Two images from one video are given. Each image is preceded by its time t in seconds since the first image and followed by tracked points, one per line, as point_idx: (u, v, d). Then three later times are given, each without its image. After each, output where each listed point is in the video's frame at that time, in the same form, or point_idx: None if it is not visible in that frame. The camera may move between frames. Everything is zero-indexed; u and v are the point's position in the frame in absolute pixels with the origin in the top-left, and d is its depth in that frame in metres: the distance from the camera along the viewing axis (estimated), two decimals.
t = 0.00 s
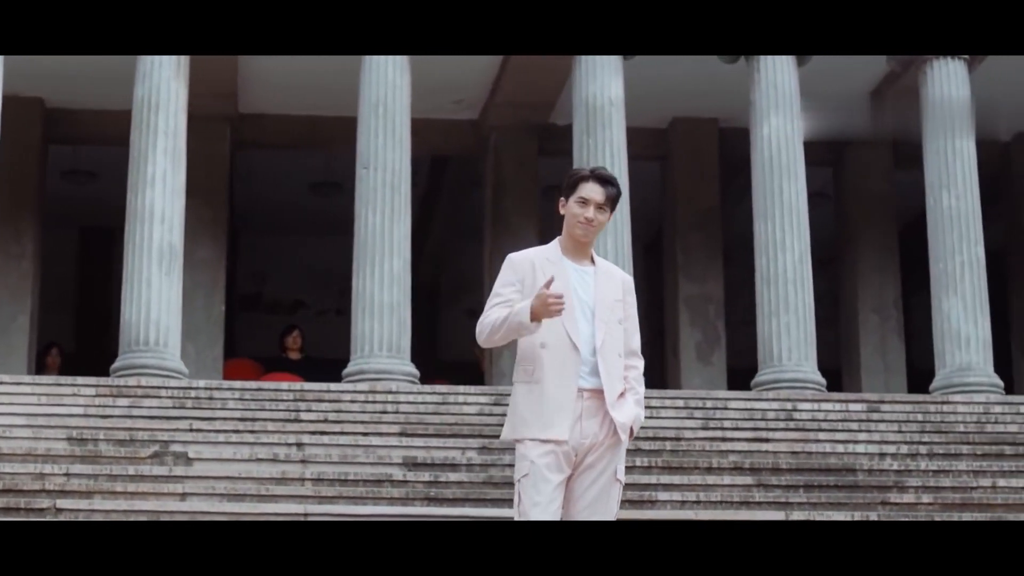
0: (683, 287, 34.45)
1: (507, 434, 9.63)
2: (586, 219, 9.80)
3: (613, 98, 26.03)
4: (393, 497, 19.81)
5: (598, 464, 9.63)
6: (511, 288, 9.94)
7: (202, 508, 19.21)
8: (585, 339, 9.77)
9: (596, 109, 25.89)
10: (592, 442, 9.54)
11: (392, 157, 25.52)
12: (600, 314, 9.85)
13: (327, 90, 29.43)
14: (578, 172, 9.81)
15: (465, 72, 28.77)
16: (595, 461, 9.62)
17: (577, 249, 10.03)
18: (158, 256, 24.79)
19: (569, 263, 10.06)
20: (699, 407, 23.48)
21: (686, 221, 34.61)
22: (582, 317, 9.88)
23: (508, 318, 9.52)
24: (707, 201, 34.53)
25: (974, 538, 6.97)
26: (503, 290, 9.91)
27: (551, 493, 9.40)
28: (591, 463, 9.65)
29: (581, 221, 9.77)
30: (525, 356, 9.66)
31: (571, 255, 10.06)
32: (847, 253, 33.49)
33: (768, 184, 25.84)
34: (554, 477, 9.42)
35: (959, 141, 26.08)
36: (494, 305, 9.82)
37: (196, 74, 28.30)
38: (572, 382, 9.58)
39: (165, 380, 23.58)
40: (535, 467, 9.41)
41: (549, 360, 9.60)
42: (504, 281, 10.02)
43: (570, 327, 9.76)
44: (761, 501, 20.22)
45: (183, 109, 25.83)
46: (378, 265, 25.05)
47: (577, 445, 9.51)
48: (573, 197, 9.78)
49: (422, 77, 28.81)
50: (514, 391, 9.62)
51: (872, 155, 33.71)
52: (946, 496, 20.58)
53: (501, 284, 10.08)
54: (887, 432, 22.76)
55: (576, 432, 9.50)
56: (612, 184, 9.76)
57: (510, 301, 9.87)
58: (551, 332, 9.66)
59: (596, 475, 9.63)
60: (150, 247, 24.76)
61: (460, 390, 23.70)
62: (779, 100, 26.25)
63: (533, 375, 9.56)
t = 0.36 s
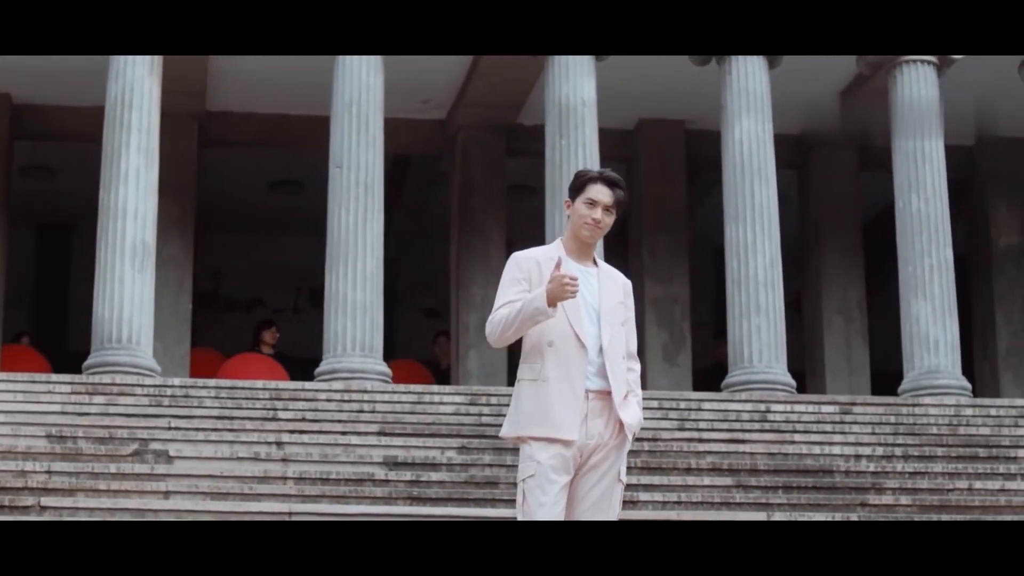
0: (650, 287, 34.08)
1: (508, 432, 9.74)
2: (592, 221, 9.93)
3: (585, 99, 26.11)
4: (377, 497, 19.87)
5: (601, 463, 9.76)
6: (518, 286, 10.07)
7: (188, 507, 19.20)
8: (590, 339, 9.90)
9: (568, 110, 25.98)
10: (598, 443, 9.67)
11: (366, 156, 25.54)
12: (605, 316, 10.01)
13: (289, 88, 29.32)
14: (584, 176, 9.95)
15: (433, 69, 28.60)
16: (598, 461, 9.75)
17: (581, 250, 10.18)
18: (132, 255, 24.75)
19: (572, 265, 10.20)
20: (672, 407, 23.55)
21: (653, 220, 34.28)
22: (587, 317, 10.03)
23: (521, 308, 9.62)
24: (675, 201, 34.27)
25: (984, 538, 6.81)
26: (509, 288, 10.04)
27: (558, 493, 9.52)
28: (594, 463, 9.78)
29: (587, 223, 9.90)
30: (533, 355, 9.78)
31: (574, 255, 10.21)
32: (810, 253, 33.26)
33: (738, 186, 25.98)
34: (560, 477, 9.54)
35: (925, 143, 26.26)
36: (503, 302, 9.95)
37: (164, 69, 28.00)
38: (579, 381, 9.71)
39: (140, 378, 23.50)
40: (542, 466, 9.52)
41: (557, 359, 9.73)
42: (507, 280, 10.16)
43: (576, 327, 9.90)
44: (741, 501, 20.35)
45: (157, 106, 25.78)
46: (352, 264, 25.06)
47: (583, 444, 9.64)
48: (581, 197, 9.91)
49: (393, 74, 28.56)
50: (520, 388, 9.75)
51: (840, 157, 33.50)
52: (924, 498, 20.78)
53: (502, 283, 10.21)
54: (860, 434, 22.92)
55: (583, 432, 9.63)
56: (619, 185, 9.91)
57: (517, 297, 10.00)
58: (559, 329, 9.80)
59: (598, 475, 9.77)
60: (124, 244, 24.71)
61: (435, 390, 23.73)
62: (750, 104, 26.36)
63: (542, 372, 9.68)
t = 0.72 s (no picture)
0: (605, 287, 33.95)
1: (510, 431, 11.25)
2: (590, 219, 11.50)
3: (553, 99, 26.19)
4: (355, 494, 19.93)
5: (597, 457, 11.23)
6: (518, 288, 11.64)
7: (167, 504, 19.18)
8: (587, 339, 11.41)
9: (536, 109, 26.06)
10: (592, 438, 11.16)
11: (334, 153, 25.55)
12: (599, 315, 11.52)
13: (254, 85, 29.35)
14: (580, 177, 11.52)
15: (399, 66, 28.59)
16: (594, 454, 11.22)
17: (578, 251, 11.74)
18: (100, 250, 24.66)
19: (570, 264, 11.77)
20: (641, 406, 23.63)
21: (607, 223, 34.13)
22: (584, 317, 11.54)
23: (518, 318, 11.14)
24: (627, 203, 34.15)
25: (979, 538, 7.90)
26: (507, 291, 11.61)
27: (553, 486, 11.01)
28: (592, 457, 11.23)
29: (585, 222, 11.49)
30: (531, 355, 11.34)
31: (571, 254, 11.78)
32: (769, 251, 33.49)
33: (704, 187, 26.09)
34: (556, 471, 11.03)
35: (890, 143, 26.40)
36: (500, 305, 11.52)
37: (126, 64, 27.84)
38: (574, 381, 11.21)
39: (110, 374, 23.40)
40: (537, 463, 11.02)
41: (552, 361, 11.27)
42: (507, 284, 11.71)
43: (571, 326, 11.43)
44: (716, 501, 20.50)
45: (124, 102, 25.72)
46: (321, 261, 25.05)
47: (578, 441, 11.12)
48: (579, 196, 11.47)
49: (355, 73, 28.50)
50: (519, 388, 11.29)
51: (801, 160, 33.55)
52: (896, 498, 20.97)
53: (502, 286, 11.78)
54: (829, 434, 23.08)
55: (578, 429, 11.11)
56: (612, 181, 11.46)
57: (514, 301, 11.56)
58: (554, 331, 11.34)
59: (597, 467, 11.23)
60: (92, 239, 24.63)
61: (405, 387, 23.76)
62: (717, 105, 26.42)
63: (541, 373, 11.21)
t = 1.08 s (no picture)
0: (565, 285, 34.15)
1: (509, 432, 10.53)
2: (590, 212, 10.84)
3: (523, 98, 26.27)
4: (335, 491, 19.96)
5: (598, 459, 10.54)
6: (518, 291, 10.94)
7: (150, 500, 19.16)
8: (589, 338, 10.71)
9: (507, 107, 26.14)
10: (593, 439, 10.47)
11: (305, 150, 25.55)
12: (600, 312, 10.81)
13: (221, 80, 29.39)
14: (574, 175, 10.93)
15: (366, 65, 28.69)
16: (596, 455, 10.54)
17: (578, 248, 11.04)
18: (71, 245, 24.59)
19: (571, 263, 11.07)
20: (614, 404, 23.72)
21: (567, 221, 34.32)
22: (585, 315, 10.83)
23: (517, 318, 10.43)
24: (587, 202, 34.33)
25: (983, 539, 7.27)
26: (509, 295, 10.91)
27: (554, 489, 10.32)
28: (593, 458, 10.55)
29: (585, 215, 10.82)
30: (530, 355, 10.61)
31: (571, 253, 11.08)
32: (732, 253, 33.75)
33: (673, 186, 26.21)
34: (557, 474, 10.34)
35: (857, 145, 26.59)
36: (502, 309, 10.81)
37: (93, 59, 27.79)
38: (575, 379, 10.52)
39: (82, 368, 23.36)
40: (538, 465, 10.32)
41: (553, 359, 10.56)
42: (506, 285, 11.00)
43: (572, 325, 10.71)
44: (693, 500, 20.59)
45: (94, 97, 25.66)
46: (291, 258, 25.05)
47: (579, 441, 10.43)
48: (576, 192, 10.84)
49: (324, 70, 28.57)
50: (518, 388, 10.57)
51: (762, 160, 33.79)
52: (871, 497, 21.11)
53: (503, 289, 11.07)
54: (801, 434, 23.23)
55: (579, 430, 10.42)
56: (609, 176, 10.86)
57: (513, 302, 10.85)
58: (554, 330, 10.61)
59: (596, 468, 10.55)
60: (63, 234, 24.57)
61: (377, 384, 23.78)
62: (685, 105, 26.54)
63: (541, 372, 10.51)
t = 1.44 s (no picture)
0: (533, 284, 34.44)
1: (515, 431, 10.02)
2: (597, 217, 10.26)
3: (501, 98, 26.38)
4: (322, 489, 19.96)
5: (608, 458, 10.05)
6: (526, 291, 10.38)
7: (139, 497, 19.13)
8: (597, 338, 10.19)
9: (485, 106, 26.24)
10: (603, 439, 9.98)
11: (284, 148, 25.59)
12: (608, 312, 10.29)
13: (197, 75, 29.44)
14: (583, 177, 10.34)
15: (342, 65, 28.84)
16: (606, 455, 10.05)
17: (585, 250, 10.50)
18: (49, 240, 24.55)
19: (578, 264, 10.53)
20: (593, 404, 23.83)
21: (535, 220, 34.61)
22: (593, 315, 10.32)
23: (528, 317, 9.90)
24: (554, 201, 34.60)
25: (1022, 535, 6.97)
26: (516, 295, 10.35)
27: (562, 490, 9.82)
28: (601, 459, 10.06)
29: (591, 221, 10.24)
30: (539, 354, 10.08)
31: (578, 254, 10.53)
32: (702, 253, 34.10)
33: (649, 187, 26.31)
34: (565, 474, 9.84)
35: (832, 148, 26.78)
36: (509, 308, 10.25)
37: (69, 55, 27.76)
38: (584, 377, 10.00)
39: (62, 364, 23.33)
40: (548, 466, 9.82)
41: (564, 358, 10.04)
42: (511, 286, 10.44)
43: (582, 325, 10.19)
44: (677, 499, 20.68)
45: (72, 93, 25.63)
46: (270, 255, 25.05)
47: (589, 441, 9.93)
48: (582, 196, 10.26)
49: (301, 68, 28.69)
50: (526, 388, 10.04)
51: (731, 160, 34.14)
52: (852, 498, 21.25)
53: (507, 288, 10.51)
54: (779, 434, 23.39)
55: (590, 429, 9.93)
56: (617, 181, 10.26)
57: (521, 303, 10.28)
58: (563, 328, 10.08)
59: (606, 468, 10.05)
60: (41, 229, 24.53)
61: (356, 381, 23.80)
62: (661, 106, 26.67)
63: (551, 372, 9.99)
